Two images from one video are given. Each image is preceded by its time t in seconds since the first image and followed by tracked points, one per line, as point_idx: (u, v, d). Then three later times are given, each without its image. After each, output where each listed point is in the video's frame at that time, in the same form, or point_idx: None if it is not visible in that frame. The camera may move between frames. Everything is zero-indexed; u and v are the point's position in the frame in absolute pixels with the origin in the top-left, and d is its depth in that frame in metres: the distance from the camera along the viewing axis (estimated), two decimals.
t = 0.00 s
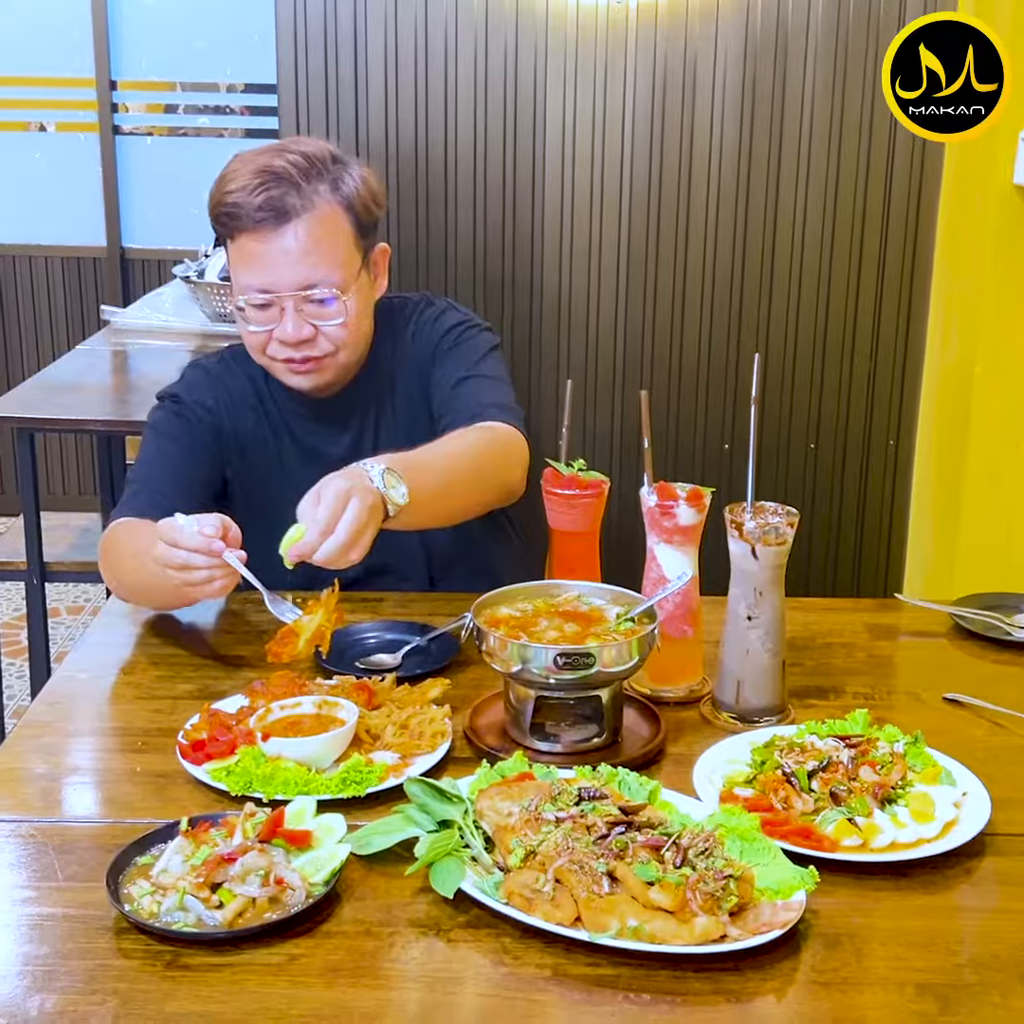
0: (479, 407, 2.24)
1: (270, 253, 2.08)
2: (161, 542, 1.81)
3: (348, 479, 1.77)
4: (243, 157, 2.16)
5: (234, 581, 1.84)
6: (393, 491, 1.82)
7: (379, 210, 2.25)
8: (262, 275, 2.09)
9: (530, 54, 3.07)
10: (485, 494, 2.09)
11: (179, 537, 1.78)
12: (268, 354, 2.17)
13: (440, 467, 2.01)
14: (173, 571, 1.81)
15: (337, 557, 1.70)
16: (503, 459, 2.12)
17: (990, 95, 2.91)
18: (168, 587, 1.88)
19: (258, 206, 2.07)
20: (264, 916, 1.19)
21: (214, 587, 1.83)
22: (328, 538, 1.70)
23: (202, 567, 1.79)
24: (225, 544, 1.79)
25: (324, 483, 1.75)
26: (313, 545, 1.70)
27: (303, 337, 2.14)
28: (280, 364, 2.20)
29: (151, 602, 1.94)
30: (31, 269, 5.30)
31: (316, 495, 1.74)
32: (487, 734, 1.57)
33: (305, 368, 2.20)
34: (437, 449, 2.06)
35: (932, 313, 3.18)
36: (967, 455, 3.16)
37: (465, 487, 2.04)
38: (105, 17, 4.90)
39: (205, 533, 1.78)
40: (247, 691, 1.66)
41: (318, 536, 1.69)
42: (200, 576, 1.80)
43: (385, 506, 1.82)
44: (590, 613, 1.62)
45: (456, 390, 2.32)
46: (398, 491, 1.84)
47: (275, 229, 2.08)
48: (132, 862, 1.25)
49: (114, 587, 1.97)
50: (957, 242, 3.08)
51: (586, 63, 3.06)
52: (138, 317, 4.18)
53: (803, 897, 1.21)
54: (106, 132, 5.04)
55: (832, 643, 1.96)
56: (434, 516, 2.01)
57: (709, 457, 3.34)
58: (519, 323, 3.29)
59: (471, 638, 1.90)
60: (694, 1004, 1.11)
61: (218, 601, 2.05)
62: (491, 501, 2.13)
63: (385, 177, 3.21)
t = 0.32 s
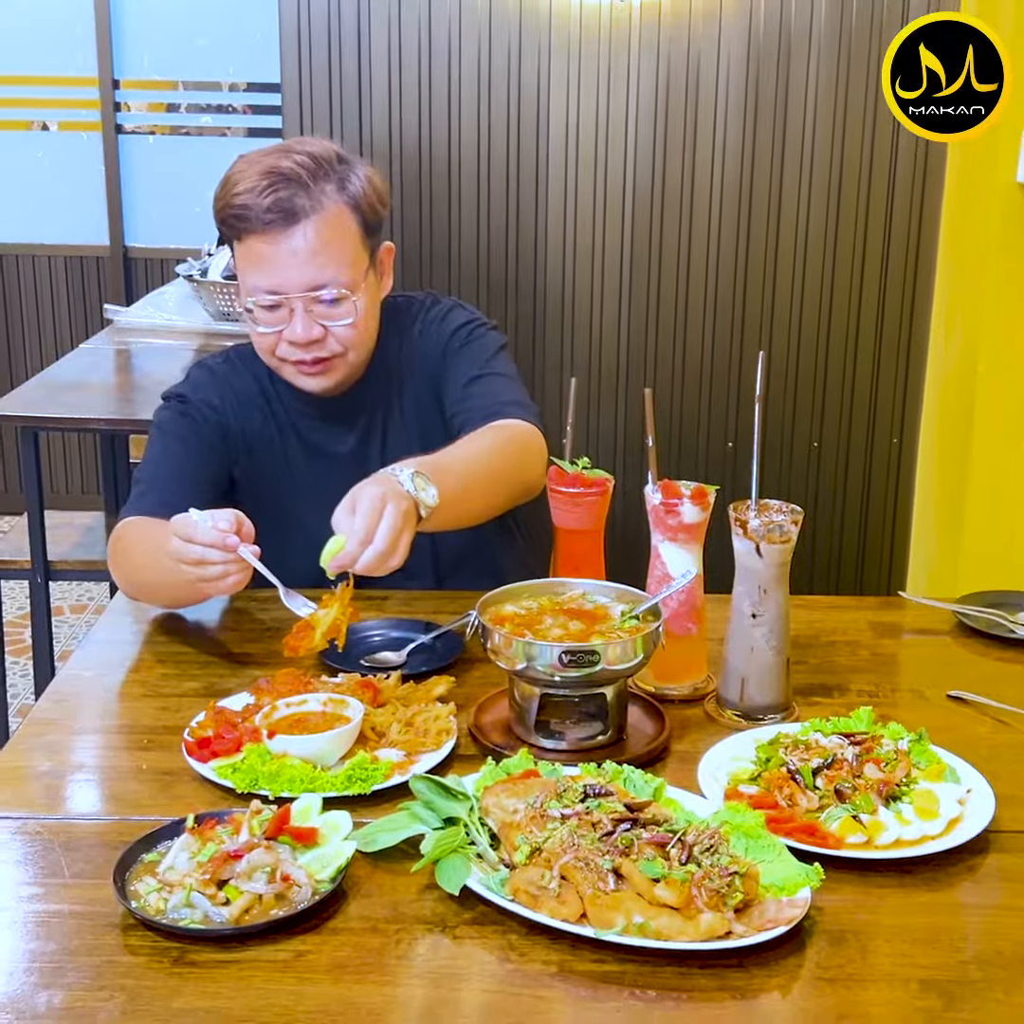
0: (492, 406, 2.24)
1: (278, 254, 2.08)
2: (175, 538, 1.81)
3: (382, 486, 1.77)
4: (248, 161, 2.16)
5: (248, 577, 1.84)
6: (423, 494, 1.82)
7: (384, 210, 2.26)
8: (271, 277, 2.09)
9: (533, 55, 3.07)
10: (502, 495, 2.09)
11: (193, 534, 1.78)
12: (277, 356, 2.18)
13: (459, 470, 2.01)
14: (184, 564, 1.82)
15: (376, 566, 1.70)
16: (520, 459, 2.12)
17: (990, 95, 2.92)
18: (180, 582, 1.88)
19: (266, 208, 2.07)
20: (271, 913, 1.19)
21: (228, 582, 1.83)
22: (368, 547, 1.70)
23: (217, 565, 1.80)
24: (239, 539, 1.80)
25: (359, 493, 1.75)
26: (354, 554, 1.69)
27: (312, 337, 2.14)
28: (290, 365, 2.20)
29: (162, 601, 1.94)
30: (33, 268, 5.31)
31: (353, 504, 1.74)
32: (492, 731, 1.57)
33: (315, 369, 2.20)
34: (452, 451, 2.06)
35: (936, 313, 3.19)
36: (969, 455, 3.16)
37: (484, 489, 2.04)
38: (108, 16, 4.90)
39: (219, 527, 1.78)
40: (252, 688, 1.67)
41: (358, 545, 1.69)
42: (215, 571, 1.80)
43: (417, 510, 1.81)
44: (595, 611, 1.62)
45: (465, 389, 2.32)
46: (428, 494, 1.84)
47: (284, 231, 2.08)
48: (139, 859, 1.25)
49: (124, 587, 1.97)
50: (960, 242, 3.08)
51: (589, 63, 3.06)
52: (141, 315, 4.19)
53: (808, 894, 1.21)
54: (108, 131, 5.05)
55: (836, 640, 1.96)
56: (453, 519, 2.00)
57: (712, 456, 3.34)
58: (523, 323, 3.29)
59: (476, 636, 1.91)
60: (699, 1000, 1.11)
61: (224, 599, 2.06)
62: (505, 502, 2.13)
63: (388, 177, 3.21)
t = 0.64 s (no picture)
0: (497, 406, 2.24)
1: (282, 260, 2.08)
2: (184, 536, 1.81)
3: (397, 488, 1.77)
4: (247, 166, 2.15)
5: (255, 576, 1.84)
6: (437, 495, 1.82)
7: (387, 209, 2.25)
8: (274, 283, 2.09)
9: (536, 53, 3.06)
10: (510, 492, 2.09)
11: (202, 531, 1.78)
12: (283, 359, 2.19)
13: (470, 469, 2.00)
14: (193, 564, 1.81)
15: (397, 568, 1.70)
16: (527, 456, 2.12)
17: (989, 95, 2.92)
18: (188, 579, 1.88)
19: (269, 215, 2.06)
20: (276, 913, 1.19)
21: (235, 581, 1.82)
22: (387, 550, 1.70)
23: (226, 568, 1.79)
24: (247, 538, 1.80)
25: (374, 495, 1.75)
26: (374, 559, 1.69)
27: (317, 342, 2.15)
28: (294, 369, 2.21)
29: (172, 599, 1.94)
30: (35, 267, 5.31)
31: (369, 507, 1.74)
32: (497, 729, 1.57)
33: (319, 372, 2.21)
34: (460, 450, 2.05)
35: (940, 312, 3.19)
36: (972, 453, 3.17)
37: (493, 488, 2.04)
38: (111, 15, 4.90)
39: (228, 526, 1.79)
40: (257, 688, 1.67)
41: (378, 550, 1.69)
42: (222, 570, 1.80)
43: (433, 512, 1.81)
44: (600, 609, 1.62)
45: (471, 388, 2.32)
46: (442, 495, 1.83)
47: (287, 236, 2.07)
48: (144, 859, 1.25)
49: (133, 586, 1.97)
50: (964, 241, 3.08)
51: (593, 62, 3.06)
52: (144, 314, 4.18)
53: (814, 893, 1.21)
54: (111, 130, 5.04)
55: (841, 638, 1.96)
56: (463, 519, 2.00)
57: (716, 453, 3.34)
58: (527, 321, 3.29)
59: (481, 634, 1.91)
60: (706, 999, 1.11)
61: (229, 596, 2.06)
62: (510, 501, 2.12)
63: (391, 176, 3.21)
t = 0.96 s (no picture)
0: (502, 404, 2.23)
1: (283, 263, 2.08)
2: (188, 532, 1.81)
3: (377, 478, 1.77)
4: (247, 169, 2.15)
5: (258, 572, 1.84)
6: (421, 488, 1.82)
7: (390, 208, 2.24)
8: (276, 285, 2.09)
9: (539, 52, 3.06)
10: (507, 489, 2.09)
11: (206, 526, 1.78)
12: (286, 360, 2.19)
13: (465, 463, 2.00)
14: (196, 561, 1.82)
15: (373, 558, 1.70)
16: (526, 453, 2.12)
17: (990, 95, 2.94)
18: (193, 577, 1.89)
19: (269, 218, 2.06)
20: (281, 909, 1.19)
21: (239, 577, 1.83)
22: (363, 539, 1.70)
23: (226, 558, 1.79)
24: (252, 534, 1.80)
25: (353, 485, 1.75)
26: (349, 548, 1.69)
27: (319, 343, 2.15)
28: (298, 369, 2.21)
29: (176, 595, 1.95)
30: (38, 266, 5.31)
31: (348, 497, 1.74)
32: (501, 727, 1.57)
33: (322, 372, 2.21)
34: (458, 443, 2.05)
35: (943, 311, 3.19)
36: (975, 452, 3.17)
37: (488, 486, 2.04)
38: (113, 15, 4.91)
39: (231, 522, 1.78)
40: (261, 685, 1.67)
41: (353, 539, 1.69)
42: (226, 566, 1.80)
43: (416, 503, 1.81)
44: (603, 607, 1.62)
45: (474, 387, 2.32)
46: (427, 487, 1.84)
47: (287, 239, 2.07)
48: (149, 855, 1.25)
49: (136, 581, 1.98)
50: (967, 238, 3.08)
51: (595, 59, 3.06)
52: (147, 312, 4.19)
53: (819, 888, 1.21)
54: (113, 129, 5.05)
55: (844, 635, 1.96)
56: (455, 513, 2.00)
57: (719, 450, 3.34)
58: (529, 319, 3.29)
59: (485, 632, 1.91)
60: (711, 995, 1.12)
61: (233, 594, 2.06)
62: (506, 499, 2.12)
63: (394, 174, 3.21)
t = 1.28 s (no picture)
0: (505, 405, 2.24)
1: (285, 264, 2.08)
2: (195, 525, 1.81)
3: (380, 474, 1.77)
4: (247, 170, 2.16)
5: (265, 565, 1.83)
6: (426, 483, 1.83)
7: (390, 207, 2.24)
8: (278, 286, 2.10)
9: (540, 51, 3.06)
10: (511, 488, 2.09)
11: (213, 520, 1.79)
12: (289, 360, 2.20)
13: (469, 462, 2.00)
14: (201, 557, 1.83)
15: (377, 555, 1.71)
16: (529, 452, 2.12)
17: (989, 95, 2.94)
18: (199, 570, 1.89)
19: (270, 219, 2.06)
20: (284, 909, 1.19)
21: (246, 571, 1.83)
22: (367, 536, 1.70)
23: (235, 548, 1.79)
24: (258, 526, 1.80)
25: (357, 481, 1.75)
26: (353, 546, 1.70)
27: (322, 343, 2.15)
28: (301, 368, 2.21)
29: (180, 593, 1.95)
30: (40, 265, 5.31)
31: (351, 494, 1.74)
32: (503, 726, 1.57)
33: (325, 371, 2.21)
34: (461, 441, 2.05)
35: (943, 308, 3.19)
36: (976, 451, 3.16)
37: (492, 484, 2.04)
38: (113, 14, 4.91)
39: (238, 515, 1.79)
40: (263, 685, 1.67)
41: (357, 537, 1.70)
42: (233, 559, 1.80)
43: (420, 499, 1.81)
44: (605, 607, 1.62)
45: (477, 388, 2.32)
46: (431, 483, 1.84)
47: (289, 240, 2.08)
48: (152, 854, 1.26)
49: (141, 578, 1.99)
50: (968, 237, 3.07)
51: (597, 58, 3.06)
52: (148, 312, 4.19)
53: (821, 887, 1.21)
54: (115, 128, 5.05)
55: (846, 634, 1.96)
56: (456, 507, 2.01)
57: (720, 448, 3.34)
58: (531, 318, 3.30)
59: (487, 631, 1.91)
60: (712, 993, 1.12)
61: (235, 594, 2.06)
62: (510, 497, 2.12)
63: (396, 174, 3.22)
